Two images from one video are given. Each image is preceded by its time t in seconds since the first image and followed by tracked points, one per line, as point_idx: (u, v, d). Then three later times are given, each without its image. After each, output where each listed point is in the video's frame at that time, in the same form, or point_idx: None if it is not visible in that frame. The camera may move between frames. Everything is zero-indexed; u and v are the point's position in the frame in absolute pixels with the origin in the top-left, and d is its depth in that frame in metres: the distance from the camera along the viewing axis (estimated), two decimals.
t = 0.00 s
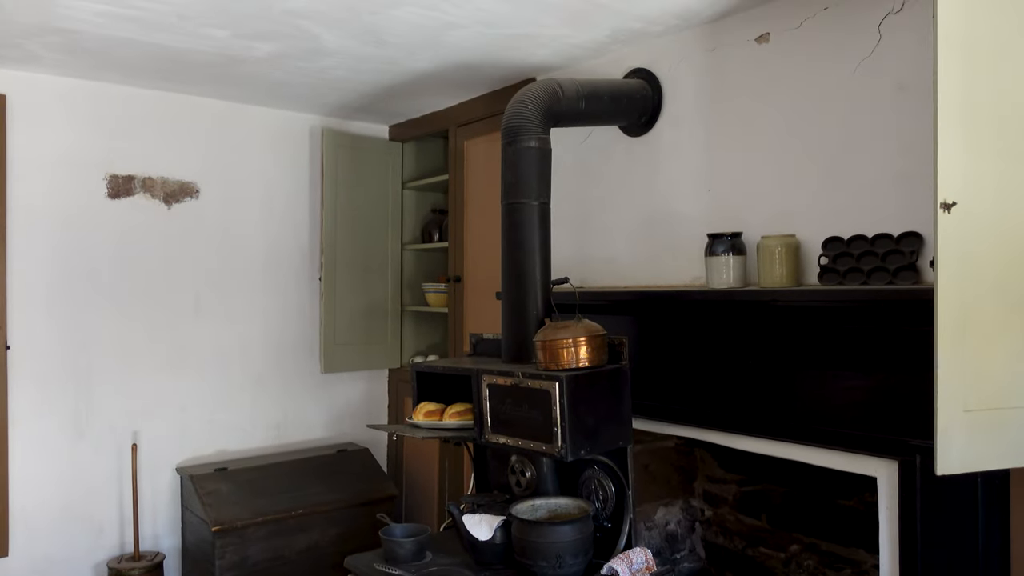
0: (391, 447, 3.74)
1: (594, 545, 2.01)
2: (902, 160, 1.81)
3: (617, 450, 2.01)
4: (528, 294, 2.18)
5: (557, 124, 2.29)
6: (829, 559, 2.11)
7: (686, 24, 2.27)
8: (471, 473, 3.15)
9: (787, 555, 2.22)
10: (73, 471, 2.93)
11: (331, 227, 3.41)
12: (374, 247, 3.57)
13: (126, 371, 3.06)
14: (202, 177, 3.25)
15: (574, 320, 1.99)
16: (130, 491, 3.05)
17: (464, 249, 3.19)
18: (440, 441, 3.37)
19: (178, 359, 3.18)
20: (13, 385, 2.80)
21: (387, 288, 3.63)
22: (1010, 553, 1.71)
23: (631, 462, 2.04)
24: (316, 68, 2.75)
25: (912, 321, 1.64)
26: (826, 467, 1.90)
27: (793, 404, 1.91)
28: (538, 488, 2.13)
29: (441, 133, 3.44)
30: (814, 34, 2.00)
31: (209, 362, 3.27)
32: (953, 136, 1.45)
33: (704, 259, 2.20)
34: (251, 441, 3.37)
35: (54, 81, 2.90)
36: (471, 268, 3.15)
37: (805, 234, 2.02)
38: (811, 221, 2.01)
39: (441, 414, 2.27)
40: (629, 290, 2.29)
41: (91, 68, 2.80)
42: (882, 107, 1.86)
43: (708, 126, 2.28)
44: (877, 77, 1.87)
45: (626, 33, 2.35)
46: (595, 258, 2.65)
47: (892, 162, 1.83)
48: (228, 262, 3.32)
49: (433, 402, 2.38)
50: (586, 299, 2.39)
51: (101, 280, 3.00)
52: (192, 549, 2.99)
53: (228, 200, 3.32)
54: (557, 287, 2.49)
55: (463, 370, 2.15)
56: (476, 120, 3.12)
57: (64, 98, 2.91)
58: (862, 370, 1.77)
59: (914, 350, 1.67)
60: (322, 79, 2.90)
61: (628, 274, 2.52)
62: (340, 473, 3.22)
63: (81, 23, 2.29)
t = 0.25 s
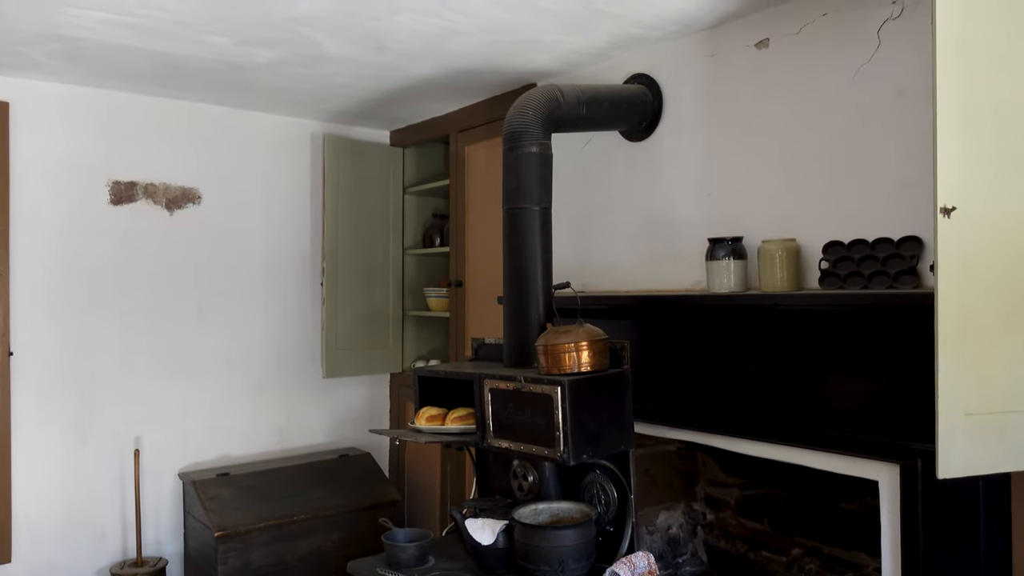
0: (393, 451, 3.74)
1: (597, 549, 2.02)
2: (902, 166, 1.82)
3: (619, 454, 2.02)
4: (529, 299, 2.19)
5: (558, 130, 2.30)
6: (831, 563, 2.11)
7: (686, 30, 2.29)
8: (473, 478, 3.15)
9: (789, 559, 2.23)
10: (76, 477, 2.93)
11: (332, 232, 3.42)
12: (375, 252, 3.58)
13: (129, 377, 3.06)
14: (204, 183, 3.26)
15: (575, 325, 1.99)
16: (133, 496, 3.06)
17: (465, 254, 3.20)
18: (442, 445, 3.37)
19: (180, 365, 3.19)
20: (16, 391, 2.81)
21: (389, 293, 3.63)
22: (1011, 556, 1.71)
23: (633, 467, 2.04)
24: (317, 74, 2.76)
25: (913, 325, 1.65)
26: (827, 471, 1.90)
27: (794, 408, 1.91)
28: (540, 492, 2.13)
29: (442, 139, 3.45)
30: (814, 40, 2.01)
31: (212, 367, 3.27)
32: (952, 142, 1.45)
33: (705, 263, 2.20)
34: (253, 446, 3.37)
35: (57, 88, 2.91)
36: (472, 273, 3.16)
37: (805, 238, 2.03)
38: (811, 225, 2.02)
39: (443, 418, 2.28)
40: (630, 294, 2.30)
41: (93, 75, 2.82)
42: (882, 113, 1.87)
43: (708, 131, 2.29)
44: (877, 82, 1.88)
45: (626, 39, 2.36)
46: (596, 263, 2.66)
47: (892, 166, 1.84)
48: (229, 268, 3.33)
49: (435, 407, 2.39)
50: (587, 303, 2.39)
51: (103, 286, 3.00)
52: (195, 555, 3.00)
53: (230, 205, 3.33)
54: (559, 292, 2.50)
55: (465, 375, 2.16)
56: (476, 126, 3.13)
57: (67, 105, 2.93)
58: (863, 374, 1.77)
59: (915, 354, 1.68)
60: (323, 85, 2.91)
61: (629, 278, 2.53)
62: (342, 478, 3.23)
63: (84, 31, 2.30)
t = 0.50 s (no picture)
0: (397, 454, 3.74)
1: (603, 551, 2.02)
2: (906, 167, 1.83)
3: (625, 456, 2.02)
4: (534, 301, 2.19)
5: (563, 132, 2.30)
6: (837, 565, 2.12)
7: (690, 32, 2.29)
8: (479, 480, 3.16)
9: (795, 561, 2.23)
10: (82, 480, 2.94)
11: (336, 235, 3.42)
12: (379, 255, 3.59)
13: (135, 380, 3.07)
14: (208, 186, 3.27)
15: (581, 327, 2.00)
16: (138, 500, 3.06)
17: (469, 257, 3.21)
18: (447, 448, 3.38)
19: (185, 367, 3.20)
20: (22, 394, 2.82)
21: (393, 296, 3.64)
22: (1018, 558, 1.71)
23: (639, 469, 2.05)
24: (322, 78, 2.77)
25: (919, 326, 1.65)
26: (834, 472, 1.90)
27: (800, 410, 1.92)
28: (546, 494, 2.13)
29: (446, 142, 3.46)
30: (817, 42, 2.02)
31: (217, 370, 3.28)
32: (957, 143, 1.46)
33: (710, 265, 2.21)
34: (258, 449, 3.38)
35: (63, 92, 2.92)
36: (477, 275, 3.17)
37: (811, 240, 2.03)
38: (816, 227, 2.02)
39: (448, 420, 2.28)
40: (635, 296, 2.30)
41: (99, 80, 2.83)
42: (886, 115, 1.87)
43: (712, 133, 2.29)
44: (881, 84, 1.88)
45: (630, 41, 2.37)
46: (600, 265, 2.66)
47: (896, 168, 1.85)
48: (234, 270, 3.34)
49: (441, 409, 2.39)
50: (592, 305, 2.40)
51: (109, 289, 3.01)
52: (201, 558, 3.00)
53: (234, 208, 3.34)
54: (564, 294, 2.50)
55: (471, 377, 2.16)
56: (481, 128, 3.14)
57: (73, 108, 2.94)
58: (870, 375, 1.78)
59: (921, 355, 1.68)
60: (328, 89, 2.92)
61: (633, 281, 2.54)
62: (347, 481, 3.23)
63: (91, 35, 2.32)
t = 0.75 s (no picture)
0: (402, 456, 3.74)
1: (610, 552, 2.02)
2: (913, 168, 1.82)
3: (631, 457, 2.02)
4: (540, 302, 2.19)
5: (568, 133, 2.30)
6: (844, 566, 2.11)
7: (695, 33, 2.29)
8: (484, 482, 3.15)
9: (802, 562, 2.22)
10: (88, 483, 2.94)
11: (341, 237, 3.42)
12: (384, 257, 3.59)
13: (140, 383, 3.07)
14: (214, 189, 3.27)
15: (587, 328, 2.00)
16: (144, 502, 3.06)
17: (474, 259, 3.21)
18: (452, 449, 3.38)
19: (191, 370, 3.20)
20: (29, 397, 2.82)
21: (397, 298, 3.64)
22: None
23: (645, 470, 2.04)
24: (327, 80, 2.78)
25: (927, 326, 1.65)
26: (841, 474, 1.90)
27: (807, 411, 1.91)
28: (552, 496, 2.13)
29: (450, 143, 3.46)
30: (824, 42, 2.02)
31: (222, 373, 3.28)
32: (965, 142, 1.45)
33: (716, 266, 2.21)
34: (263, 452, 3.38)
35: (69, 95, 2.93)
36: (482, 277, 3.17)
37: (817, 241, 2.03)
38: (823, 228, 2.02)
39: (454, 422, 2.28)
40: (640, 297, 2.30)
41: (105, 82, 2.84)
42: (893, 115, 1.87)
43: (718, 134, 2.29)
44: (888, 84, 1.88)
45: (635, 43, 2.37)
46: (606, 267, 2.66)
47: (903, 168, 1.85)
48: (239, 272, 3.34)
49: (447, 411, 2.39)
50: (597, 306, 2.40)
51: (114, 291, 3.02)
52: (206, 560, 3.00)
53: (239, 211, 3.34)
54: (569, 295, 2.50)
55: (477, 379, 2.16)
56: (485, 130, 3.14)
57: (80, 111, 2.95)
58: (877, 376, 1.77)
59: (929, 356, 1.67)
60: (332, 91, 2.93)
61: (639, 282, 2.53)
62: (352, 482, 3.23)
63: (97, 38, 2.32)
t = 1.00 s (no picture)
0: (409, 456, 3.75)
1: (617, 551, 2.02)
2: (920, 166, 1.82)
3: (639, 455, 2.02)
4: (547, 301, 2.19)
5: (574, 133, 2.31)
6: (852, 566, 2.11)
7: (702, 32, 2.29)
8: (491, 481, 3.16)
9: (809, 561, 2.22)
10: (98, 482, 2.96)
11: (347, 237, 3.43)
12: (390, 257, 3.60)
13: (149, 383, 3.09)
14: (221, 189, 3.29)
15: (594, 327, 2.00)
16: (152, 501, 3.08)
17: (480, 258, 3.22)
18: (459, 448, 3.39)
19: (199, 369, 3.22)
20: (39, 397, 2.84)
21: (404, 298, 3.65)
22: None
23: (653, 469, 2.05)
24: (334, 80, 2.79)
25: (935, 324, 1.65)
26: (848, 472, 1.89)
27: (815, 410, 1.91)
28: (560, 494, 2.14)
29: (456, 143, 3.47)
30: (830, 41, 2.02)
31: (230, 372, 3.30)
32: (973, 140, 1.45)
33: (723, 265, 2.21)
34: (270, 451, 3.39)
35: (78, 97, 2.95)
36: (488, 276, 3.18)
37: (824, 239, 2.03)
38: (830, 226, 2.02)
39: (461, 421, 2.29)
40: (647, 296, 2.30)
41: (114, 84, 2.86)
42: (899, 113, 1.87)
43: (724, 133, 2.29)
44: (894, 83, 1.88)
45: (641, 42, 2.38)
46: (612, 266, 2.66)
47: (910, 166, 1.84)
48: (247, 272, 3.35)
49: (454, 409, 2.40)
50: (604, 306, 2.40)
51: (123, 292, 3.04)
52: (214, 559, 3.01)
53: (247, 211, 3.36)
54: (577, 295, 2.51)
55: (484, 378, 2.17)
56: (492, 130, 3.15)
57: (89, 113, 2.97)
58: (885, 374, 1.77)
59: (936, 354, 1.67)
60: (339, 91, 2.94)
61: (645, 281, 2.54)
62: (360, 482, 3.24)
63: (105, 40, 2.34)
